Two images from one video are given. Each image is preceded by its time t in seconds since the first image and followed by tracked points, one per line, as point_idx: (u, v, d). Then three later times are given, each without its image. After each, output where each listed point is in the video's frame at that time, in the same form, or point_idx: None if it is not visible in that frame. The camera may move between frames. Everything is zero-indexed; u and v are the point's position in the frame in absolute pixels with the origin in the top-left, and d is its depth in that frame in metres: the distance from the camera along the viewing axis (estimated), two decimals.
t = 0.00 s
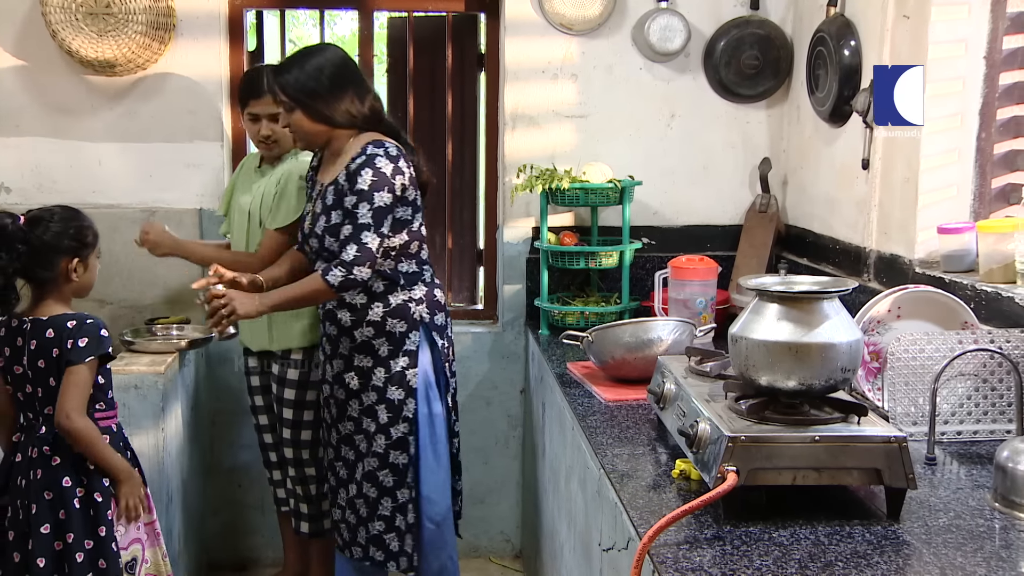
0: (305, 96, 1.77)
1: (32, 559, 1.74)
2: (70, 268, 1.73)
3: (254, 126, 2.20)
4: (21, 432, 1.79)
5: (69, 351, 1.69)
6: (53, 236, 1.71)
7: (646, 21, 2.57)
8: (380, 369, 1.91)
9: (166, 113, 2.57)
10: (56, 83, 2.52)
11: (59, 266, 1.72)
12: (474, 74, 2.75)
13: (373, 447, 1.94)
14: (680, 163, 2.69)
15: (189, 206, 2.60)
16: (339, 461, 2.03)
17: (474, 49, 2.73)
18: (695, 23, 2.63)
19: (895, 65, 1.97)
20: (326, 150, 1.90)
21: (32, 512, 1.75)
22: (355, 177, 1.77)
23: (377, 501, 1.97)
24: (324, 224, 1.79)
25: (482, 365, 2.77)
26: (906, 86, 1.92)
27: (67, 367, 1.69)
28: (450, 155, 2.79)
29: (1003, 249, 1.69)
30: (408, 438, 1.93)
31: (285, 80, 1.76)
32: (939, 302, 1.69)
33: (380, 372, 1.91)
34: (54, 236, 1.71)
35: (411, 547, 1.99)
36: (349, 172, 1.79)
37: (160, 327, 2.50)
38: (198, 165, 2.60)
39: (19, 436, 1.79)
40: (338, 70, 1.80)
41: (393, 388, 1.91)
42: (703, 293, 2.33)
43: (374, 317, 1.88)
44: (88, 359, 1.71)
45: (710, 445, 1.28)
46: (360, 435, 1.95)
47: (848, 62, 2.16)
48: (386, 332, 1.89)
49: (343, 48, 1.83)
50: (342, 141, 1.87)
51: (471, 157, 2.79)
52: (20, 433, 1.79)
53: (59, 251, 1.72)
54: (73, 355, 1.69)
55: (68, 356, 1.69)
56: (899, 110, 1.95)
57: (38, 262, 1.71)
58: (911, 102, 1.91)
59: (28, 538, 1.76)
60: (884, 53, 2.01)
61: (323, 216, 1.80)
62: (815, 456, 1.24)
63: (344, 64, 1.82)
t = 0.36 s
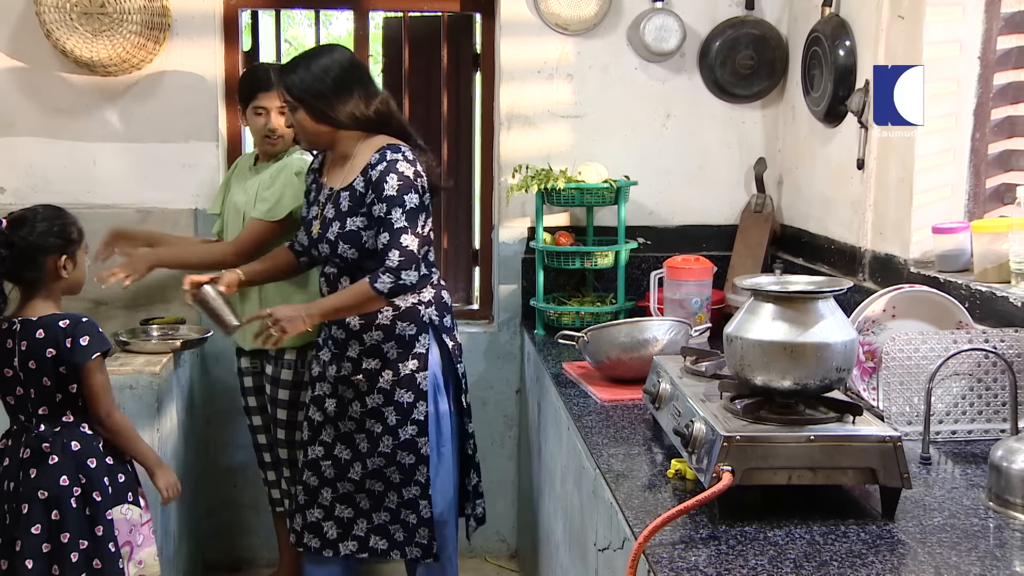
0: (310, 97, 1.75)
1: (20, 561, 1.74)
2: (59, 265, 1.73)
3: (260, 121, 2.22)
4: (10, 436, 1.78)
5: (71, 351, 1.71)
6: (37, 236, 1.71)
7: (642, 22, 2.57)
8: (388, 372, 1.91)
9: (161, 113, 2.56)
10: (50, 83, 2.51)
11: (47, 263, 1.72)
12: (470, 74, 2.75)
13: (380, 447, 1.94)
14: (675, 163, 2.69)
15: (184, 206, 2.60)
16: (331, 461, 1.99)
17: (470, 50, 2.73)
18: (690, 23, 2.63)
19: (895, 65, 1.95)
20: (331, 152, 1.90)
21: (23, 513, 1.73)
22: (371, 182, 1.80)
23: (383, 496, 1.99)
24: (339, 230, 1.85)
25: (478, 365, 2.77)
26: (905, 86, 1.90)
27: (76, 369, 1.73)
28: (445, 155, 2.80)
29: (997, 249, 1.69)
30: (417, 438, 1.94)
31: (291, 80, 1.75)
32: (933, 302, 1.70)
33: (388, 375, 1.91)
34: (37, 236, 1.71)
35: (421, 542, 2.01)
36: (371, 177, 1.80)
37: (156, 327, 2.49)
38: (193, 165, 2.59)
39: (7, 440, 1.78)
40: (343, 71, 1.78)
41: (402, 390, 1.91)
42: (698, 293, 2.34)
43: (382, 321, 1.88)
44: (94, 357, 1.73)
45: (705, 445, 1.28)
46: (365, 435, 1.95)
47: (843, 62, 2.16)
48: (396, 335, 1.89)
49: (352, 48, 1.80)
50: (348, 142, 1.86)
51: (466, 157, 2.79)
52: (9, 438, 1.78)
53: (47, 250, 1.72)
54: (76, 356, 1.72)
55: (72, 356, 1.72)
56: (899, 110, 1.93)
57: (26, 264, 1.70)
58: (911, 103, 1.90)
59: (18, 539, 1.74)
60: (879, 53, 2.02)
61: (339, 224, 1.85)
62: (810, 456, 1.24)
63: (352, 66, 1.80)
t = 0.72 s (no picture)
0: (222, 106, 1.75)
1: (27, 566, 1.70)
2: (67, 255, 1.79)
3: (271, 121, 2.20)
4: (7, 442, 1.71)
5: (87, 350, 1.72)
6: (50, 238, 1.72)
7: (644, 21, 2.57)
8: (342, 372, 1.89)
9: (164, 113, 2.56)
10: (54, 82, 2.52)
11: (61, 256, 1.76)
12: (472, 74, 2.75)
13: (342, 448, 1.94)
14: (678, 163, 2.69)
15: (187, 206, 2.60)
16: (296, 469, 1.95)
17: (473, 49, 2.73)
18: (693, 23, 2.63)
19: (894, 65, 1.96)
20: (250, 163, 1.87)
21: (31, 517, 1.70)
22: (305, 183, 1.77)
23: (351, 498, 1.98)
24: (275, 238, 1.80)
25: (480, 364, 2.77)
26: (905, 86, 1.92)
27: (89, 368, 1.74)
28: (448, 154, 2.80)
29: (1000, 249, 1.69)
30: (379, 436, 1.94)
31: (202, 89, 1.75)
32: (936, 301, 1.69)
33: (343, 375, 1.89)
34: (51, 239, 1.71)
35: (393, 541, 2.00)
36: (306, 179, 1.77)
37: (160, 326, 2.50)
38: (196, 165, 2.59)
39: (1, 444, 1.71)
40: (257, 77, 1.76)
41: (358, 389, 1.91)
42: (701, 293, 2.34)
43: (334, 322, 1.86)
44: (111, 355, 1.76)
45: (708, 445, 1.28)
46: (324, 439, 1.93)
47: (846, 62, 2.16)
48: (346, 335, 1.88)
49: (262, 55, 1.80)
50: (266, 149, 1.83)
51: (469, 157, 2.79)
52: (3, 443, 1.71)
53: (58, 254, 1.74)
54: (92, 354, 1.73)
55: (89, 355, 1.73)
56: (899, 110, 1.95)
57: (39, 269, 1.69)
58: (911, 103, 1.91)
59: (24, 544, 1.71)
60: (881, 53, 2.02)
61: (273, 233, 1.80)
62: (813, 456, 1.24)
63: (267, 75, 1.78)
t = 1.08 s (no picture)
0: (154, 124, 1.67)
1: (86, 564, 1.68)
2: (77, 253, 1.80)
3: (305, 124, 2.18)
4: (42, 443, 1.68)
5: (126, 347, 1.73)
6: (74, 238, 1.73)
7: (648, 22, 2.57)
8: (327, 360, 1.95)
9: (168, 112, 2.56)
10: (58, 82, 2.52)
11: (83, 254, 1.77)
12: (476, 74, 2.75)
13: (334, 437, 1.98)
14: (682, 163, 2.69)
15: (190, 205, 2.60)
16: (289, 470, 2.00)
17: (476, 49, 2.73)
18: (697, 23, 2.62)
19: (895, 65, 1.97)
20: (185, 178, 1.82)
21: (87, 516, 1.68)
22: (255, 180, 1.80)
23: (345, 492, 2.02)
24: (237, 243, 1.81)
25: (483, 364, 2.77)
26: (905, 86, 1.92)
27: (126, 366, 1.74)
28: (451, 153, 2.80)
29: (1005, 249, 1.69)
30: (368, 419, 2.00)
31: (129, 114, 1.66)
32: (939, 301, 1.69)
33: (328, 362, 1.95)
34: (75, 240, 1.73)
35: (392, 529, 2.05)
36: (256, 177, 1.80)
37: (164, 326, 2.50)
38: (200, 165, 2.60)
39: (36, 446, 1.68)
40: (189, 93, 1.71)
41: (345, 372, 1.96)
42: (705, 293, 2.34)
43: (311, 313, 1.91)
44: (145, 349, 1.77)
45: (711, 445, 1.28)
46: (314, 432, 1.98)
47: (850, 62, 2.16)
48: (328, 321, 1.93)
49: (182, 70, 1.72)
50: (203, 164, 1.79)
51: (472, 156, 2.79)
52: (41, 443, 1.68)
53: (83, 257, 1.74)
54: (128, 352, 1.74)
55: (127, 352, 1.73)
56: (899, 110, 1.95)
57: (58, 267, 1.69)
58: (911, 103, 1.91)
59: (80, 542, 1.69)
60: (885, 53, 2.01)
61: (234, 238, 1.82)
62: (816, 456, 1.24)
63: (197, 88, 1.73)
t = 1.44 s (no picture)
0: (174, 123, 1.67)
1: (119, 570, 1.72)
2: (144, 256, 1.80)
3: (316, 122, 2.18)
4: (79, 447, 1.71)
5: (166, 359, 1.74)
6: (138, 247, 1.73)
7: (659, 21, 2.57)
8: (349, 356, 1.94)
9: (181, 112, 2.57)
10: (72, 82, 2.53)
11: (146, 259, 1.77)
12: (487, 74, 2.75)
13: (358, 433, 1.97)
14: (693, 163, 2.68)
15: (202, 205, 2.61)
16: (312, 465, 1.98)
17: (488, 49, 2.73)
18: (708, 23, 2.62)
19: (894, 66, 2.01)
20: (208, 176, 1.81)
21: (119, 524, 1.72)
22: (280, 178, 1.80)
23: (371, 486, 2.01)
24: (260, 240, 1.81)
25: (494, 364, 2.77)
26: (905, 86, 1.96)
27: (166, 376, 1.75)
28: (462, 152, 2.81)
29: (1019, 249, 1.68)
30: (393, 413, 2.00)
31: (149, 115, 1.66)
32: (953, 302, 1.68)
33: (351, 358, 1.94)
34: (138, 249, 1.72)
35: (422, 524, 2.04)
36: (280, 174, 1.80)
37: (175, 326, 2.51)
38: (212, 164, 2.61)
39: (73, 450, 1.72)
40: (207, 90, 1.71)
41: (369, 368, 1.96)
42: (716, 293, 2.33)
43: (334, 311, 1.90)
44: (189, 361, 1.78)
45: (723, 445, 1.28)
46: (338, 428, 1.97)
47: (863, 61, 2.15)
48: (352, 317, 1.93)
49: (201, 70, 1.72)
50: (224, 161, 1.79)
51: (483, 157, 2.79)
52: (77, 447, 1.72)
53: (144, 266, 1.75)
54: (170, 363, 1.75)
55: (167, 363, 1.74)
56: (899, 110, 1.99)
57: (112, 273, 1.70)
58: (911, 102, 1.96)
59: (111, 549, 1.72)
60: (898, 53, 2.01)
61: (257, 235, 1.81)
62: (829, 456, 1.23)
63: (214, 86, 1.73)
